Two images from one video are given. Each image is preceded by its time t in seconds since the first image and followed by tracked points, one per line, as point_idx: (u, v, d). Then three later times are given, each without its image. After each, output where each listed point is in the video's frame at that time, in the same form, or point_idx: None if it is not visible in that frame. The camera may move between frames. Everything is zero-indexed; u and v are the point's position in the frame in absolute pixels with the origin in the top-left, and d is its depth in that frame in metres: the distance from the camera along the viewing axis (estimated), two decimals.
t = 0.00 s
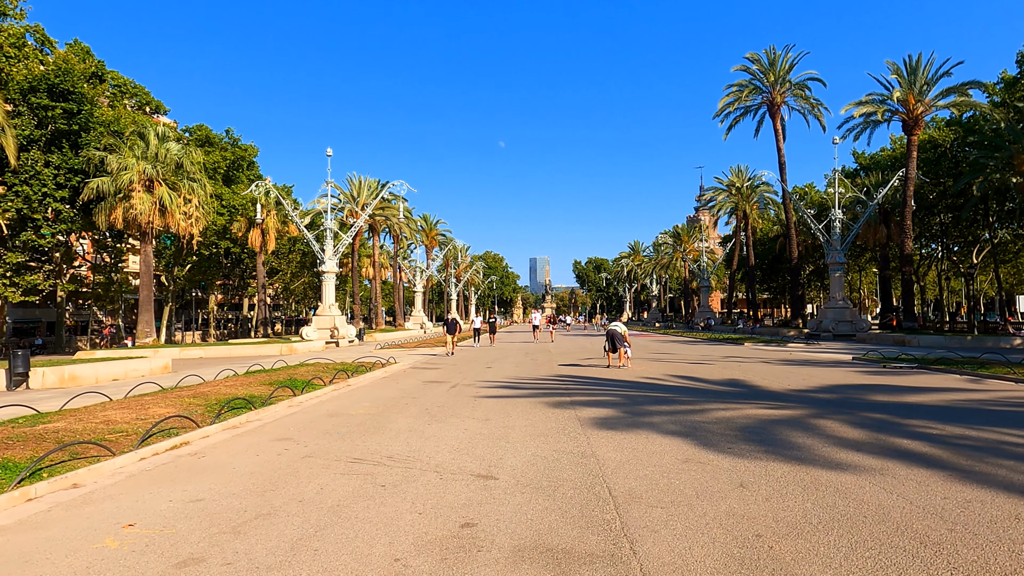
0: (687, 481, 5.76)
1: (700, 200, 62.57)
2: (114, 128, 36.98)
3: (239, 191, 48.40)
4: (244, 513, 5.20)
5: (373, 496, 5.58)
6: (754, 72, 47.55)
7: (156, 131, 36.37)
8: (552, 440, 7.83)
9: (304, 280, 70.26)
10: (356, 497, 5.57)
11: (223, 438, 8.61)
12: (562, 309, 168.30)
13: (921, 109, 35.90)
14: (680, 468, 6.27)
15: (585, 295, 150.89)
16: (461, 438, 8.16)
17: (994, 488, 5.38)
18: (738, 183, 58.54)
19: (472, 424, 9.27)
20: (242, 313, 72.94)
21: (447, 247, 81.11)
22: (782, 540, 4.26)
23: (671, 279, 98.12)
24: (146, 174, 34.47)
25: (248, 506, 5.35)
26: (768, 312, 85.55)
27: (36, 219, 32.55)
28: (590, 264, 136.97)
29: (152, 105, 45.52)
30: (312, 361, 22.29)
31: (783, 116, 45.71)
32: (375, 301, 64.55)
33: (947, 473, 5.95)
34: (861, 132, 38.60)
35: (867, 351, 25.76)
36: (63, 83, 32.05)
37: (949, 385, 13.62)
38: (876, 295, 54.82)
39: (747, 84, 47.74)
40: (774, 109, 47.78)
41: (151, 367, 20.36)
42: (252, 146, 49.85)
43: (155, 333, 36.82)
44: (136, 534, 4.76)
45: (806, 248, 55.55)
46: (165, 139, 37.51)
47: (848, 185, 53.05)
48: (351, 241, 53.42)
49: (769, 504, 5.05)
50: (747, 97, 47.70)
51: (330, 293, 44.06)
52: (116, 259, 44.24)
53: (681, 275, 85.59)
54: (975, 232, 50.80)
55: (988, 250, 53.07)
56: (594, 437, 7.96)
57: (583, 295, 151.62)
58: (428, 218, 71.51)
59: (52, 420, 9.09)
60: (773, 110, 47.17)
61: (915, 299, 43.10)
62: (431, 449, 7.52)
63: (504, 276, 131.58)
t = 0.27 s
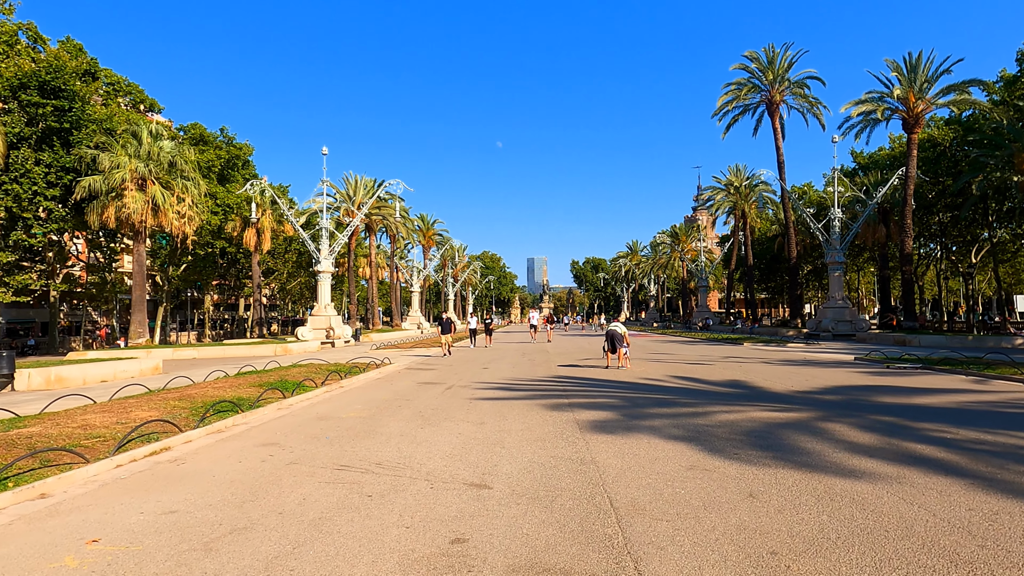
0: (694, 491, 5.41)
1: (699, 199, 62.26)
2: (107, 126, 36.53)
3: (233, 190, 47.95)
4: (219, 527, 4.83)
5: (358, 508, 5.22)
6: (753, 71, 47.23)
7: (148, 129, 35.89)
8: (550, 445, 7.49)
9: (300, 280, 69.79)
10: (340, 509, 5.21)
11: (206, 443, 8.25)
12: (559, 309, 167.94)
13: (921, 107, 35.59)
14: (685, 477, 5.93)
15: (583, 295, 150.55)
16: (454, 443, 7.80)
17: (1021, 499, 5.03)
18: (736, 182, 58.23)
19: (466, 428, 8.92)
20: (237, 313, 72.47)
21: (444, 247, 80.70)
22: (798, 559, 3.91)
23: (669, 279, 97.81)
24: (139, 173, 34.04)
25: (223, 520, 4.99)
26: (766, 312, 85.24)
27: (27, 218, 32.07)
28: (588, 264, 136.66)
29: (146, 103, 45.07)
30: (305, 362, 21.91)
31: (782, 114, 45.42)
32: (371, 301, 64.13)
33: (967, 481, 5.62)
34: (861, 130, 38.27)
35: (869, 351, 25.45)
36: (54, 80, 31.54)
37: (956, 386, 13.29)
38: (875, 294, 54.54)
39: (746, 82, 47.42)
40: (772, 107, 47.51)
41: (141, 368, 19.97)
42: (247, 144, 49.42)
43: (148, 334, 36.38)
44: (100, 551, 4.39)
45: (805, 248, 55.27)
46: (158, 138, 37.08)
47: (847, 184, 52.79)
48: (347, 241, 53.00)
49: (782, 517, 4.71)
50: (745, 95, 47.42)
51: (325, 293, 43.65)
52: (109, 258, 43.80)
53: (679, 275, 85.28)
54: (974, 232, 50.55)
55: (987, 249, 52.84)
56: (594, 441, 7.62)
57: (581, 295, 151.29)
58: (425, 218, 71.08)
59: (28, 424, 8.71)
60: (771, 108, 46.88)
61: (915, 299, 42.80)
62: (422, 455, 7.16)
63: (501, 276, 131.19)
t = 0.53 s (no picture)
0: (697, 502, 5.09)
1: (696, 199, 61.98)
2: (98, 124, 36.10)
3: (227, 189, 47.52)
4: (187, 543, 4.49)
5: (337, 521, 4.87)
6: (751, 69, 46.96)
7: (141, 128, 35.48)
8: (546, 450, 7.14)
9: (296, 280, 69.35)
10: (320, 522, 4.86)
11: (187, 449, 7.90)
12: (557, 310, 167.71)
13: (921, 105, 35.33)
14: (689, 486, 5.59)
15: (580, 295, 150.25)
16: (445, 448, 7.47)
17: None
18: (734, 181, 57.96)
19: (458, 432, 8.58)
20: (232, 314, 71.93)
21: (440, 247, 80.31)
22: None
23: (666, 279, 97.61)
24: (130, 171, 33.63)
25: (192, 535, 4.63)
26: (764, 312, 85.02)
27: (18, 218, 31.65)
28: (585, 265, 136.38)
29: (140, 101, 44.62)
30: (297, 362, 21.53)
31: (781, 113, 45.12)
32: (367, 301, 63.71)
33: (987, 490, 5.29)
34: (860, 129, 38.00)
35: (868, 351, 25.18)
36: (45, 78, 31.31)
37: (962, 388, 13.00)
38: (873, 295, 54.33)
39: (744, 81, 47.15)
40: (770, 106, 47.23)
41: (130, 370, 19.58)
42: (241, 143, 49.03)
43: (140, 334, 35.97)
44: (54, 571, 4.04)
45: (803, 248, 55.02)
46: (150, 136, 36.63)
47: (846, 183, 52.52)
48: (342, 240, 52.60)
49: (793, 532, 4.38)
50: (744, 94, 47.13)
51: (321, 293, 43.24)
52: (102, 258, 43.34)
53: (676, 275, 85.01)
54: (972, 232, 50.32)
55: (986, 249, 52.62)
56: (591, 446, 7.28)
57: (578, 296, 150.97)
58: (421, 218, 70.67)
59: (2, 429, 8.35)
60: (770, 107, 46.62)
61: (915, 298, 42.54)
62: (411, 462, 6.83)
63: (498, 277, 130.86)
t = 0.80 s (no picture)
0: (698, 518, 4.78)
1: (693, 198, 61.71)
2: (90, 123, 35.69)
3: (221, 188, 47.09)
4: (146, 567, 4.15)
5: (311, 541, 4.53)
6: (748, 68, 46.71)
7: (132, 126, 35.08)
8: (538, 460, 6.80)
9: (291, 280, 68.90)
10: (292, 542, 4.52)
11: (163, 458, 7.56)
12: (554, 309, 167.38)
13: (919, 104, 35.08)
14: (688, 500, 5.27)
15: (577, 295, 149.92)
16: (433, 457, 7.14)
17: None
18: (731, 181, 57.69)
19: (448, 439, 8.23)
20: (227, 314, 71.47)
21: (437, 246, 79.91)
22: None
23: (663, 279, 97.39)
24: (122, 170, 33.25)
25: (154, 558, 4.30)
26: (762, 312, 84.79)
27: (7, 218, 31.24)
28: (582, 265, 136.13)
29: (132, 100, 44.19)
30: (289, 364, 21.18)
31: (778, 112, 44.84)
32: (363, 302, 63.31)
33: (1004, 504, 4.99)
34: (858, 128, 37.74)
35: (868, 352, 24.90)
36: (34, 75, 30.86)
37: (966, 391, 12.71)
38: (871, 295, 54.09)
39: (741, 80, 46.88)
40: (768, 106, 46.96)
41: (117, 372, 19.22)
42: (235, 142, 48.65)
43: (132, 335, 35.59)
44: None
45: (800, 248, 54.79)
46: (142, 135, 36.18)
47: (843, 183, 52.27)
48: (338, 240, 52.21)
49: (801, 554, 4.07)
50: (741, 92, 46.86)
51: (315, 293, 42.84)
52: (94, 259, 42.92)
53: (673, 275, 84.74)
54: (970, 232, 50.10)
55: (983, 249, 52.43)
56: (586, 456, 6.95)
57: (575, 296, 150.66)
58: (417, 218, 70.26)
59: None
60: (767, 106, 46.34)
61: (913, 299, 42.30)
62: (396, 473, 6.49)
63: (495, 277, 130.50)
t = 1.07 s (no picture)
0: (702, 535, 4.44)
1: (690, 198, 61.42)
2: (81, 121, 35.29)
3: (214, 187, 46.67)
4: None
5: (283, 561, 4.18)
6: (746, 67, 46.41)
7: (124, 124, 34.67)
8: (530, 469, 6.47)
9: (286, 281, 68.46)
10: (263, 563, 4.17)
11: (137, 466, 7.17)
12: (550, 309, 166.99)
13: (918, 103, 34.84)
14: (688, 514, 4.93)
15: (574, 295, 149.60)
16: (420, 466, 6.79)
17: None
18: (728, 180, 57.44)
19: (437, 445, 7.87)
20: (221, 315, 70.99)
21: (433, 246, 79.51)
22: None
23: (660, 279, 97.15)
24: (113, 169, 32.85)
25: None
26: (759, 312, 84.60)
27: None
28: (579, 264, 135.86)
29: (125, 98, 43.74)
30: (280, 366, 20.83)
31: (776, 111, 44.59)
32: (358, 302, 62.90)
33: None
34: (857, 127, 37.49)
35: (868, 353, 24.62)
36: (23, 72, 30.31)
37: (972, 393, 12.41)
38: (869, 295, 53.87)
39: (739, 78, 46.59)
40: (765, 104, 46.70)
41: (104, 374, 18.83)
42: (229, 141, 48.22)
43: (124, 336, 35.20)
44: None
45: (798, 247, 54.57)
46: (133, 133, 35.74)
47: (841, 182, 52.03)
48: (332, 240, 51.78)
49: None
50: (739, 91, 46.59)
51: (309, 293, 42.45)
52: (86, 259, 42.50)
53: (670, 275, 84.46)
54: (968, 231, 49.90)
55: (981, 248, 52.25)
56: (581, 464, 6.61)
57: (572, 296, 150.32)
58: (413, 217, 69.87)
59: None
60: (765, 105, 46.08)
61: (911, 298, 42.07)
62: (380, 482, 6.14)
63: (492, 277, 130.11)
